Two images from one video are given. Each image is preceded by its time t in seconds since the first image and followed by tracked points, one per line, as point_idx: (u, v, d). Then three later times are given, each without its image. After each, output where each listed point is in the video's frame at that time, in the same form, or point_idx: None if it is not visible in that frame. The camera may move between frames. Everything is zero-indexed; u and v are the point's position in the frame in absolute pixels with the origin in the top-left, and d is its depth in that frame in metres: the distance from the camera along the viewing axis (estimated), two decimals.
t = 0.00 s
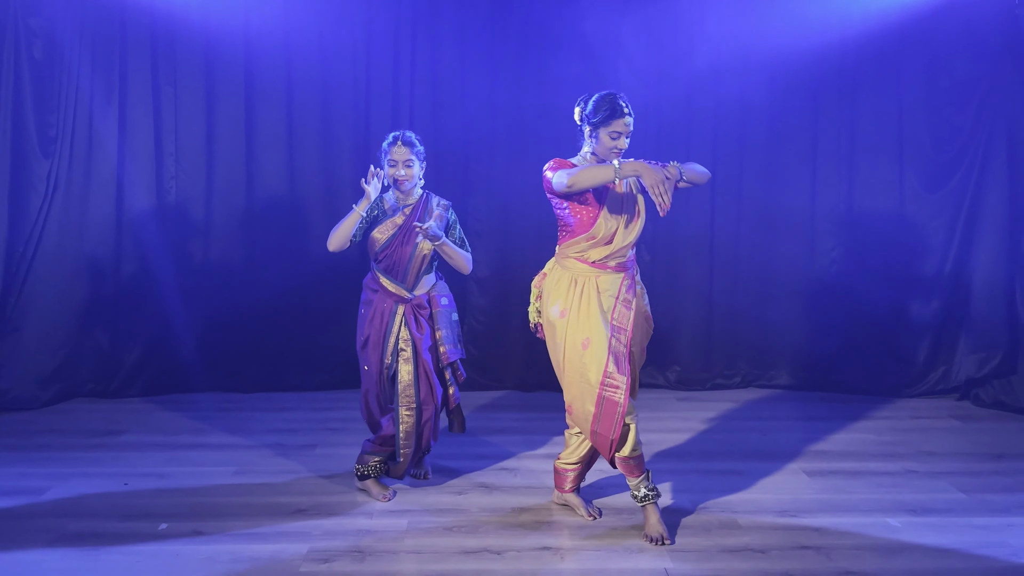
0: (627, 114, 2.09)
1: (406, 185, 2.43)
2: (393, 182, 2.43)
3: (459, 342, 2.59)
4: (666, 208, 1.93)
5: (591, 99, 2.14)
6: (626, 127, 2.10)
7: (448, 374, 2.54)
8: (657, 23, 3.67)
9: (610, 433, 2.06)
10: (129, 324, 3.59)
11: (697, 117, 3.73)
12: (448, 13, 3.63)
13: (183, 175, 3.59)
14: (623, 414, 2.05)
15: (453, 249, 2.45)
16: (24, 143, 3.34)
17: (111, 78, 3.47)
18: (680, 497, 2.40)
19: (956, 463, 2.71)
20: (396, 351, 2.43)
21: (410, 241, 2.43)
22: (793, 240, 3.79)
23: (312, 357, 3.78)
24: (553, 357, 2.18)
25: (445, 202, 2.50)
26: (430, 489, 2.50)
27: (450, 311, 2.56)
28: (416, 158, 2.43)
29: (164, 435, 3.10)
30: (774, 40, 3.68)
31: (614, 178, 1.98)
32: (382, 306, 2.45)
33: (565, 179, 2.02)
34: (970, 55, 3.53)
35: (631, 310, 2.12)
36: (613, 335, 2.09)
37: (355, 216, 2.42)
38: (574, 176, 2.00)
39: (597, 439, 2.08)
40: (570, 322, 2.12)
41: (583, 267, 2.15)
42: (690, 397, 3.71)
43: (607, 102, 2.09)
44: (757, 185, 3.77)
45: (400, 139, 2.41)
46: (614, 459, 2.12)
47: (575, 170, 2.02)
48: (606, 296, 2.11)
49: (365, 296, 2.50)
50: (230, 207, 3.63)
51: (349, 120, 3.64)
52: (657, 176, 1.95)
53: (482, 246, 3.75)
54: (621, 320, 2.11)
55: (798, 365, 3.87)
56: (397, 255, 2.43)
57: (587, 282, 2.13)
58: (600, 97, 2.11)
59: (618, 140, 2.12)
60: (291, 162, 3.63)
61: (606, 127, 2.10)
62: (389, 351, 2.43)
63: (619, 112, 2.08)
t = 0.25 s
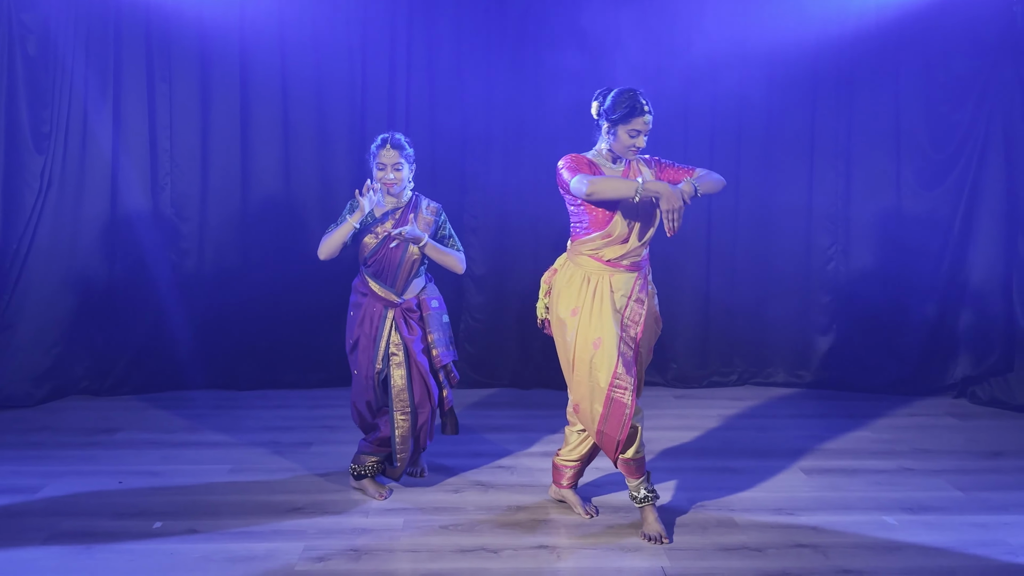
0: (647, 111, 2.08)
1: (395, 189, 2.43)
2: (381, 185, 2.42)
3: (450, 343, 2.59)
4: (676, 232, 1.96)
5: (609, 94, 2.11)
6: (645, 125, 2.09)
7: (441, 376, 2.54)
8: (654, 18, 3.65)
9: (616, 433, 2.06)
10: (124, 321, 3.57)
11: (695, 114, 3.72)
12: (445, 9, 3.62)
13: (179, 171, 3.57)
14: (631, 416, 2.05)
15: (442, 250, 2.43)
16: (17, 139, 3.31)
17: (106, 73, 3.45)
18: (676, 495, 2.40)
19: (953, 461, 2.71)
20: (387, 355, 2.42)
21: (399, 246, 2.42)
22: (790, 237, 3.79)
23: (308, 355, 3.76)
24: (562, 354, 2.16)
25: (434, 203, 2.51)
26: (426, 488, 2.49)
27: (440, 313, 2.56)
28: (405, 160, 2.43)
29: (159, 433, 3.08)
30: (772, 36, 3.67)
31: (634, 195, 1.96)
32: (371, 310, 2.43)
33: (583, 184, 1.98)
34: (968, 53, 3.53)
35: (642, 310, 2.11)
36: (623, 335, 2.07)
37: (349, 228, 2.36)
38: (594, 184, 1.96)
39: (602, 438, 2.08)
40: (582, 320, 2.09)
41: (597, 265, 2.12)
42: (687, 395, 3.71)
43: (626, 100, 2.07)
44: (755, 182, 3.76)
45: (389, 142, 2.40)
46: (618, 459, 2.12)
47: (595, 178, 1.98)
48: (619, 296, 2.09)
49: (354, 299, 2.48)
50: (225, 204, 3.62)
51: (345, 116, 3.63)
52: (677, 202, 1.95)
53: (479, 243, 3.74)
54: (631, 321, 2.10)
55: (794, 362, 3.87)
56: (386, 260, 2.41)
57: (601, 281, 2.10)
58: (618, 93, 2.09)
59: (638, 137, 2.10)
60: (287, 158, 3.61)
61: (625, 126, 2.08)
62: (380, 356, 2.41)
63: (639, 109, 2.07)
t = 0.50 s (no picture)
0: (670, 106, 2.00)
1: (387, 193, 2.39)
2: (373, 188, 2.38)
3: (444, 344, 2.57)
4: (691, 255, 1.93)
5: (632, 88, 2.04)
6: (668, 121, 2.01)
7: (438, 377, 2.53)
8: (651, 14, 3.64)
9: (622, 435, 2.03)
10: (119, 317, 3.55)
11: (692, 111, 3.71)
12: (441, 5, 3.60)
13: (174, 166, 3.56)
14: (639, 418, 2.02)
15: (431, 249, 2.39)
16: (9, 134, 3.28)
17: (100, 69, 3.43)
18: (673, 492, 2.40)
19: (949, 458, 2.71)
20: (380, 360, 2.39)
21: (391, 250, 2.40)
22: (787, 234, 3.79)
23: (304, 352, 3.75)
24: (572, 350, 2.11)
25: (426, 205, 2.50)
26: (422, 485, 2.48)
27: (433, 315, 2.53)
28: (397, 164, 2.37)
29: (154, 430, 3.07)
30: (770, 33, 3.66)
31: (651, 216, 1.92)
32: (362, 313, 2.41)
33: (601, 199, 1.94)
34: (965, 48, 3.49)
35: (655, 311, 2.08)
36: (635, 336, 2.03)
37: (344, 237, 2.34)
38: (610, 202, 1.92)
39: (607, 438, 2.05)
40: (595, 318, 2.04)
41: (614, 264, 2.07)
42: (684, 392, 3.71)
43: (649, 95, 1.99)
44: (753, 179, 3.75)
45: (381, 146, 2.35)
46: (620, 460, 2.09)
47: (613, 193, 1.93)
48: (634, 297, 2.05)
49: (346, 302, 2.47)
50: (221, 200, 3.60)
51: (341, 113, 3.61)
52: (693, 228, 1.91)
53: (475, 240, 3.73)
54: (643, 322, 2.06)
55: (791, 359, 3.87)
56: (378, 264, 2.39)
57: (617, 280, 2.06)
58: (642, 88, 2.01)
59: (660, 134, 2.02)
60: (282, 154, 3.59)
61: (646, 123, 2.00)
62: (373, 361, 2.38)
63: (662, 105, 1.99)
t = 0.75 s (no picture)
0: (691, 101, 1.98)
1: (380, 196, 2.36)
2: (366, 191, 2.36)
3: (441, 345, 2.54)
4: (706, 276, 1.92)
5: (653, 83, 2.02)
6: (689, 116, 1.99)
7: (435, 377, 2.51)
8: (648, 10, 3.62)
9: (629, 435, 2.03)
10: (113, 314, 3.53)
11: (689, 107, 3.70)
12: None
13: (169, 162, 3.53)
14: (648, 421, 2.02)
15: (421, 249, 2.36)
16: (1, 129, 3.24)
17: (93, 63, 3.40)
18: (670, 489, 2.39)
19: (946, 455, 2.71)
20: (373, 362, 2.37)
21: (384, 252, 2.38)
22: (784, 230, 3.78)
23: (299, 348, 3.73)
24: (583, 348, 2.09)
25: (419, 207, 2.45)
26: (419, 482, 2.47)
27: (429, 316, 2.50)
28: (390, 168, 2.34)
29: (148, 427, 3.05)
30: (768, 29, 3.65)
31: (663, 235, 1.92)
32: (356, 316, 2.40)
33: (614, 215, 1.93)
34: (963, 44, 3.48)
35: (669, 314, 2.06)
36: (648, 338, 2.02)
37: (338, 242, 2.32)
38: (621, 220, 1.90)
39: (615, 437, 2.04)
40: (609, 317, 2.02)
41: (632, 266, 2.04)
42: (680, 389, 3.70)
43: (669, 89, 1.97)
44: (750, 175, 3.74)
45: (372, 149, 2.31)
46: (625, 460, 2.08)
47: (626, 210, 1.92)
48: (650, 299, 2.02)
49: (339, 303, 2.45)
50: (216, 195, 3.58)
51: (336, 108, 3.58)
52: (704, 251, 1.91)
53: (472, 236, 3.71)
54: (658, 324, 2.04)
55: (788, 356, 3.87)
56: (371, 268, 2.37)
57: (634, 281, 2.03)
58: (662, 83, 1.99)
59: (681, 129, 2.00)
60: (277, 149, 3.57)
61: (666, 118, 1.99)
62: (366, 364, 2.36)
63: (683, 100, 1.97)
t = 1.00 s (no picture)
0: (703, 97, 1.98)
1: (374, 201, 2.35)
2: (360, 196, 2.34)
3: (438, 346, 2.53)
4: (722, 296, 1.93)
5: (663, 81, 2.02)
6: (702, 112, 1.98)
7: (433, 378, 2.49)
8: (646, 6, 3.61)
9: (633, 438, 2.02)
10: (108, 310, 3.51)
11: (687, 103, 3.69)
12: None
13: (164, 157, 3.51)
14: (653, 424, 2.02)
15: (413, 252, 2.34)
16: None
17: (87, 57, 3.37)
18: (667, 486, 2.39)
19: (943, 452, 2.71)
20: (368, 364, 2.35)
21: (378, 255, 2.36)
22: (782, 227, 3.77)
23: (295, 345, 3.72)
24: (590, 348, 2.07)
25: (414, 209, 2.44)
26: (415, 480, 2.46)
27: (425, 317, 2.50)
28: (385, 172, 2.33)
29: (143, 424, 3.04)
30: (766, 25, 3.64)
31: (674, 252, 1.92)
32: (351, 318, 2.39)
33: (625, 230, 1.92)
34: (961, 41, 3.47)
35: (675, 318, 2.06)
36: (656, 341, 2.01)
37: (334, 247, 2.30)
38: (632, 237, 1.90)
39: (618, 440, 2.04)
40: (618, 319, 2.00)
41: (643, 269, 2.02)
42: (677, 386, 3.69)
43: (681, 85, 1.97)
44: (748, 172, 3.73)
45: (367, 153, 2.31)
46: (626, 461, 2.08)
47: (637, 225, 1.92)
48: (659, 303, 2.02)
49: (334, 305, 2.44)
50: (212, 191, 3.56)
51: (332, 104, 3.56)
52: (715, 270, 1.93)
53: (468, 232, 3.70)
54: (665, 328, 2.04)
55: (785, 353, 3.86)
56: (365, 271, 2.35)
57: (645, 285, 2.01)
58: (672, 80, 1.99)
59: (694, 126, 1.99)
60: (273, 145, 3.55)
61: (679, 114, 1.97)
62: (360, 364, 2.35)
63: (694, 96, 1.97)
